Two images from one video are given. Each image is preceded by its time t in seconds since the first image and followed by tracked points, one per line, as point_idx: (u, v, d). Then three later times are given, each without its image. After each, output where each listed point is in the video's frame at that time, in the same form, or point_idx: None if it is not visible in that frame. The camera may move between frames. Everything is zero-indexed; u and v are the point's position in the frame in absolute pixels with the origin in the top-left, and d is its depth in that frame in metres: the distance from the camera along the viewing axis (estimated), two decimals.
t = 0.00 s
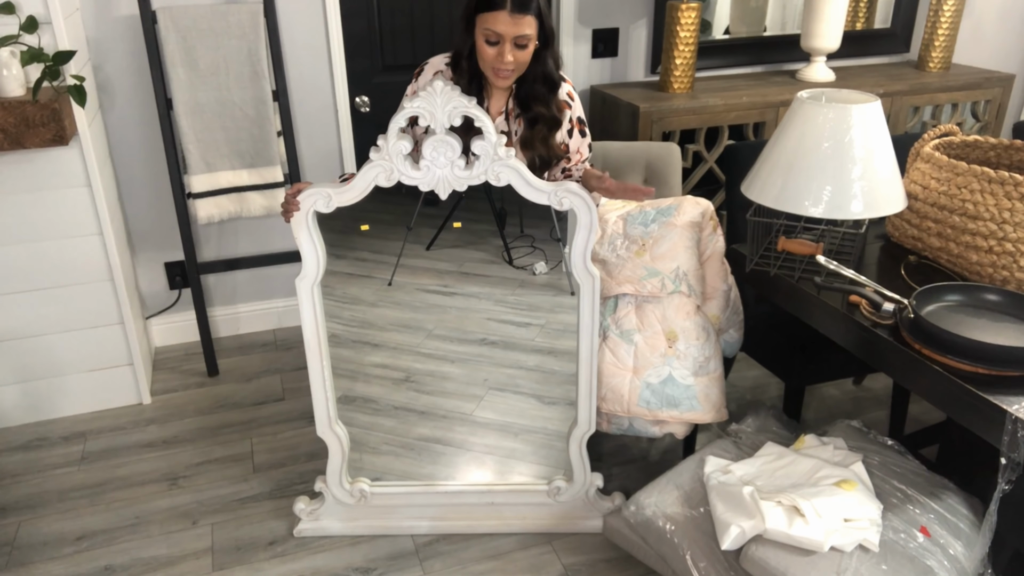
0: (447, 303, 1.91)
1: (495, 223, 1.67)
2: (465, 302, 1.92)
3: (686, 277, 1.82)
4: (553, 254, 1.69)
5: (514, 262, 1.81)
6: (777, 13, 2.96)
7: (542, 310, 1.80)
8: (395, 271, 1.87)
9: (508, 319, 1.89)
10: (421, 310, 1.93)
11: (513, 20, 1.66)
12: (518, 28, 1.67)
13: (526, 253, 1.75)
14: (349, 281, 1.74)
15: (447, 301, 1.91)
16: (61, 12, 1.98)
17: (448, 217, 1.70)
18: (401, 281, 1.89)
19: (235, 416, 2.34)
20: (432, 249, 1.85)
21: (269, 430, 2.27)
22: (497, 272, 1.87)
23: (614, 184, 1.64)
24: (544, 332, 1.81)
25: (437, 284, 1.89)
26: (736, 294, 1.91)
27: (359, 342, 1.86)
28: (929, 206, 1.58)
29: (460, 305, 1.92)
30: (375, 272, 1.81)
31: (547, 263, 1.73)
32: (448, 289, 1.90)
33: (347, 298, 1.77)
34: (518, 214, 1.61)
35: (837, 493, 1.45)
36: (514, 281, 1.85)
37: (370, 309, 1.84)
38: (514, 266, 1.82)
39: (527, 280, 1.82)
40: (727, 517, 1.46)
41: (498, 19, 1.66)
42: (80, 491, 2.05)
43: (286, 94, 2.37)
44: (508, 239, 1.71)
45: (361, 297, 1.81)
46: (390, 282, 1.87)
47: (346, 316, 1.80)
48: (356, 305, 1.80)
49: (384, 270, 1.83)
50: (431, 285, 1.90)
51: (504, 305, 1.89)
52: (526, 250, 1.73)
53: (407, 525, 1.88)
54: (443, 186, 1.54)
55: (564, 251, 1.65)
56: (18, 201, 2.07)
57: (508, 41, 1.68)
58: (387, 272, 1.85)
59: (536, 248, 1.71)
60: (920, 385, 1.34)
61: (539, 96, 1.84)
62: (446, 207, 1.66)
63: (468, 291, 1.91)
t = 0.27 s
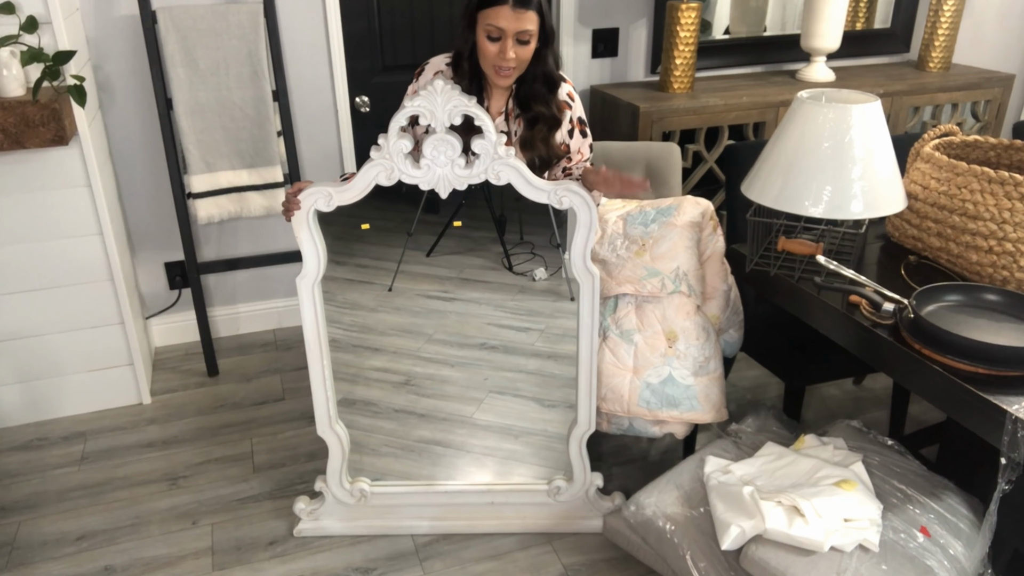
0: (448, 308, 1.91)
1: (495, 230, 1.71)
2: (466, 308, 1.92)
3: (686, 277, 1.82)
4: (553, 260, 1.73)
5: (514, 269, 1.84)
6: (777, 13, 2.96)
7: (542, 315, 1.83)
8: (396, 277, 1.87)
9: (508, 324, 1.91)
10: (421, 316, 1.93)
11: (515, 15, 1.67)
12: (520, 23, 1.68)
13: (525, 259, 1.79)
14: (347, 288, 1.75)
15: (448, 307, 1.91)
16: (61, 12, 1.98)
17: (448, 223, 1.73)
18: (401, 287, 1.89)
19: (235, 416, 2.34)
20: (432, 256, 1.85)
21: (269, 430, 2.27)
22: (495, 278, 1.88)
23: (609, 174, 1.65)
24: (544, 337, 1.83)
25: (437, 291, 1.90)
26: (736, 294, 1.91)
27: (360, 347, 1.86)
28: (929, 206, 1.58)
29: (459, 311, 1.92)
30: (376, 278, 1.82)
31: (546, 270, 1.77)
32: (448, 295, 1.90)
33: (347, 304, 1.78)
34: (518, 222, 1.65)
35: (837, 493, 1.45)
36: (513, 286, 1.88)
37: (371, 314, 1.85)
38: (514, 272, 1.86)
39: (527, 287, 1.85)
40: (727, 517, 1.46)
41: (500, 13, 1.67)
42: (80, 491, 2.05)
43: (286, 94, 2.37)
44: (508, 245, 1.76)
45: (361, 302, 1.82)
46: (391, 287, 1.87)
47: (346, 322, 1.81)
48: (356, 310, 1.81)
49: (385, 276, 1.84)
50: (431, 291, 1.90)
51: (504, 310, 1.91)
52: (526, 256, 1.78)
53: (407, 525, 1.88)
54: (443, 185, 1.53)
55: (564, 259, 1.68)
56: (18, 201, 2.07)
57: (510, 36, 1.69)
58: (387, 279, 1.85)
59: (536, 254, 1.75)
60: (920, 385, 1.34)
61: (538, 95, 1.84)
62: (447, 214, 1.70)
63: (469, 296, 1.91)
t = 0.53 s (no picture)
0: (448, 309, 1.91)
1: (496, 231, 1.72)
2: (465, 309, 1.92)
3: (686, 277, 1.82)
4: (552, 261, 1.73)
5: (514, 269, 1.85)
6: (777, 13, 2.96)
7: (542, 316, 1.84)
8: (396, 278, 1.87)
9: (507, 324, 1.92)
10: (421, 317, 1.92)
11: (515, 21, 1.66)
12: (520, 29, 1.67)
13: (525, 260, 1.80)
14: (348, 289, 1.75)
15: (448, 307, 1.91)
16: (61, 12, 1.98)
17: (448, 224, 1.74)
18: (402, 287, 1.89)
19: (235, 416, 2.34)
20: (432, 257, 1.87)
21: (269, 430, 2.27)
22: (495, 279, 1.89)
23: (612, 175, 1.65)
24: (545, 338, 1.84)
25: (437, 292, 1.90)
26: (736, 294, 1.91)
27: (358, 347, 1.87)
28: (929, 206, 1.58)
29: (459, 311, 1.92)
30: (376, 279, 1.81)
31: (546, 271, 1.77)
32: (448, 296, 1.90)
33: (346, 306, 1.77)
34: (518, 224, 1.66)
35: (837, 493, 1.45)
36: (512, 287, 1.90)
37: (371, 315, 1.85)
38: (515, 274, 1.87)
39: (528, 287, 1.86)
40: (727, 517, 1.46)
41: (501, 20, 1.66)
42: (80, 491, 2.05)
43: (286, 94, 2.37)
44: (508, 246, 1.77)
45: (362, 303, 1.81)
46: (391, 288, 1.87)
47: (345, 323, 1.80)
48: (356, 311, 1.80)
49: (385, 276, 1.83)
50: (431, 292, 1.90)
51: (503, 311, 1.92)
52: (525, 258, 1.79)
53: (407, 525, 1.88)
54: (443, 185, 1.53)
55: (564, 258, 1.68)
56: (19, 201, 2.07)
57: (510, 42, 1.68)
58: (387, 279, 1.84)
59: (536, 255, 1.76)
60: (920, 385, 1.34)
61: (539, 97, 1.85)
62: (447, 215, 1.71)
63: (468, 297, 1.91)
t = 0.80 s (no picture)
0: (448, 308, 1.90)
1: (495, 230, 1.72)
2: (465, 308, 1.92)
3: (686, 277, 1.82)
4: (553, 260, 1.74)
5: (513, 268, 1.85)
6: (777, 13, 2.96)
7: (543, 315, 1.83)
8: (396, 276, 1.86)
9: (507, 323, 1.92)
10: (421, 316, 1.92)
11: (516, 24, 1.66)
12: (520, 32, 1.66)
13: (525, 259, 1.80)
14: (348, 288, 1.75)
15: (448, 306, 1.90)
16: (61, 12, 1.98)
17: (448, 223, 1.74)
18: (401, 287, 1.89)
19: (235, 416, 2.34)
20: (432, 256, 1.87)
21: (269, 430, 2.27)
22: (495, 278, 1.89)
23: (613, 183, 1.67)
24: (544, 337, 1.83)
25: (437, 291, 1.89)
26: (736, 294, 1.91)
27: (358, 347, 1.86)
28: (929, 206, 1.58)
29: (460, 311, 1.92)
30: (376, 278, 1.80)
31: (546, 270, 1.78)
32: (448, 295, 1.90)
33: (347, 305, 1.77)
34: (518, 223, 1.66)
35: (837, 493, 1.45)
36: (511, 287, 1.89)
37: (370, 315, 1.85)
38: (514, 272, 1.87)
39: (527, 285, 1.86)
40: (727, 517, 1.46)
41: (501, 24, 1.65)
42: (80, 491, 2.05)
43: (286, 94, 2.37)
44: (508, 245, 1.77)
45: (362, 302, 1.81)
46: (391, 287, 1.86)
47: (345, 322, 1.81)
48: (356, 311, 1.80)
49: (385, 276, 1.82)
50: (431, 291, 1.90)
51: (503, 310, 1.92)
52: (525, 257, 1.79)
53: (407, 525, 1.88)
54: (443, 185, 1.53)
55: (564, 258, 1.68)
56: (19, 201, 2.07)
57: (510, 45, 1.68)
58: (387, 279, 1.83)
59: (536, 254, 1.76)
60: (920, 384, 1.34)
61: (539, 97, 1.85)
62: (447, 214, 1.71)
63: (467, 296, 1.91)
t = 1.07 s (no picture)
0: (448, 300, 1.95)
1: (495, 219, 1.67)
2: (464, 299, 1.96)
3: (686, 277, 1.82)
4: (553, 251, 1.69)
5: (513, 258, 1.81)
6: (777, 13, 2.96)
7: (541, 308, 1.82)
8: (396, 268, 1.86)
9: (504, 315, 1.94)
10: (420, 308, 1.98)
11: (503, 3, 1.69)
12: (509, 11, 1.70)
13: (525, 249, 1.75)
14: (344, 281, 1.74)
15: (447, 298, 1.94)
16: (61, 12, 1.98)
17: (447, 214, 1.71)
18: (401, 277, 1.89)
19: (235, 416, 2.34)
20: (432, 246, 1.84)
21: (269, 430, 2.27)
22: (496, 268, 1.87)
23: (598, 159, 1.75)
24: (544, 330, 1.83)
25: (437, 282, 1.92)
26: (736, 294, 1.90)
27: (356, 339, 1.87)
28: (929, 206, 1.58)
29: (459, 303, 1.96)
30: (375, 268, 1.79)
31: (546, 261, 1.73)
32: (448, 287, 1.92)
33: (346, 298, 1.77)
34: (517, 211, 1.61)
35: (837, 493, 1.45)
36: (512, 278, 1.87)
37: (370, 306, 1.85)
38: (514, 263, 1.83)
39: (527, 276, 1.82)
40: (727, 517, 1.46)
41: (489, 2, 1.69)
42: (80, 491, 2.05)
43: (286, 95, 2.37)
44: (508, 235, 1.71)
45: (360, 295, 1.80)
46: (390, 278, 1.87)
47: (345, 315, 1.80)
48: (356, 302, 1.80)
49: (384, 267, 1.82)
50: (430, 283, 1.93)
51: (502, 302, 1.93)
52: (525, 247, 1.73)
53: (407, 525, 1.88)
54: (443, 187, 1.53)
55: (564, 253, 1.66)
56: (19, 201, 2.07)
57: (499, 25, 1.71)
58: (386, 270, 1.83)
59: (536, 245, 1.70)
60: (920, 384, 1.34)
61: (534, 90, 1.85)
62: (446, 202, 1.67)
63: (467, 287, 1.93)
